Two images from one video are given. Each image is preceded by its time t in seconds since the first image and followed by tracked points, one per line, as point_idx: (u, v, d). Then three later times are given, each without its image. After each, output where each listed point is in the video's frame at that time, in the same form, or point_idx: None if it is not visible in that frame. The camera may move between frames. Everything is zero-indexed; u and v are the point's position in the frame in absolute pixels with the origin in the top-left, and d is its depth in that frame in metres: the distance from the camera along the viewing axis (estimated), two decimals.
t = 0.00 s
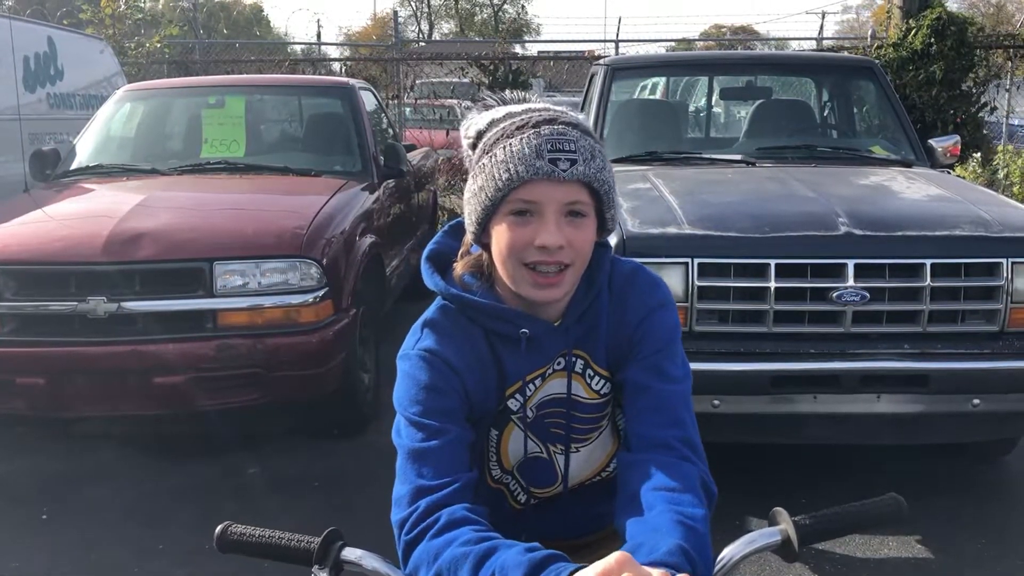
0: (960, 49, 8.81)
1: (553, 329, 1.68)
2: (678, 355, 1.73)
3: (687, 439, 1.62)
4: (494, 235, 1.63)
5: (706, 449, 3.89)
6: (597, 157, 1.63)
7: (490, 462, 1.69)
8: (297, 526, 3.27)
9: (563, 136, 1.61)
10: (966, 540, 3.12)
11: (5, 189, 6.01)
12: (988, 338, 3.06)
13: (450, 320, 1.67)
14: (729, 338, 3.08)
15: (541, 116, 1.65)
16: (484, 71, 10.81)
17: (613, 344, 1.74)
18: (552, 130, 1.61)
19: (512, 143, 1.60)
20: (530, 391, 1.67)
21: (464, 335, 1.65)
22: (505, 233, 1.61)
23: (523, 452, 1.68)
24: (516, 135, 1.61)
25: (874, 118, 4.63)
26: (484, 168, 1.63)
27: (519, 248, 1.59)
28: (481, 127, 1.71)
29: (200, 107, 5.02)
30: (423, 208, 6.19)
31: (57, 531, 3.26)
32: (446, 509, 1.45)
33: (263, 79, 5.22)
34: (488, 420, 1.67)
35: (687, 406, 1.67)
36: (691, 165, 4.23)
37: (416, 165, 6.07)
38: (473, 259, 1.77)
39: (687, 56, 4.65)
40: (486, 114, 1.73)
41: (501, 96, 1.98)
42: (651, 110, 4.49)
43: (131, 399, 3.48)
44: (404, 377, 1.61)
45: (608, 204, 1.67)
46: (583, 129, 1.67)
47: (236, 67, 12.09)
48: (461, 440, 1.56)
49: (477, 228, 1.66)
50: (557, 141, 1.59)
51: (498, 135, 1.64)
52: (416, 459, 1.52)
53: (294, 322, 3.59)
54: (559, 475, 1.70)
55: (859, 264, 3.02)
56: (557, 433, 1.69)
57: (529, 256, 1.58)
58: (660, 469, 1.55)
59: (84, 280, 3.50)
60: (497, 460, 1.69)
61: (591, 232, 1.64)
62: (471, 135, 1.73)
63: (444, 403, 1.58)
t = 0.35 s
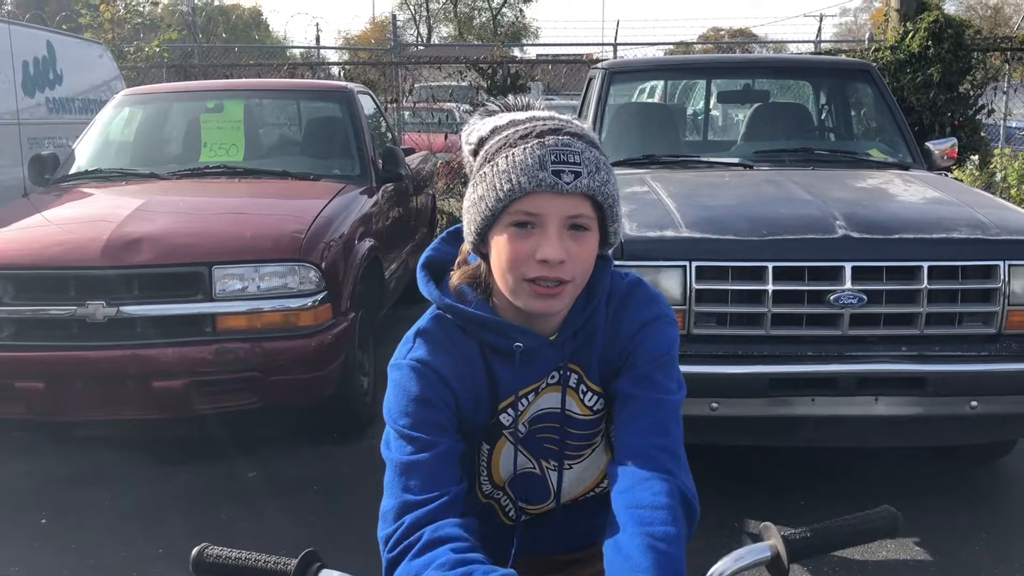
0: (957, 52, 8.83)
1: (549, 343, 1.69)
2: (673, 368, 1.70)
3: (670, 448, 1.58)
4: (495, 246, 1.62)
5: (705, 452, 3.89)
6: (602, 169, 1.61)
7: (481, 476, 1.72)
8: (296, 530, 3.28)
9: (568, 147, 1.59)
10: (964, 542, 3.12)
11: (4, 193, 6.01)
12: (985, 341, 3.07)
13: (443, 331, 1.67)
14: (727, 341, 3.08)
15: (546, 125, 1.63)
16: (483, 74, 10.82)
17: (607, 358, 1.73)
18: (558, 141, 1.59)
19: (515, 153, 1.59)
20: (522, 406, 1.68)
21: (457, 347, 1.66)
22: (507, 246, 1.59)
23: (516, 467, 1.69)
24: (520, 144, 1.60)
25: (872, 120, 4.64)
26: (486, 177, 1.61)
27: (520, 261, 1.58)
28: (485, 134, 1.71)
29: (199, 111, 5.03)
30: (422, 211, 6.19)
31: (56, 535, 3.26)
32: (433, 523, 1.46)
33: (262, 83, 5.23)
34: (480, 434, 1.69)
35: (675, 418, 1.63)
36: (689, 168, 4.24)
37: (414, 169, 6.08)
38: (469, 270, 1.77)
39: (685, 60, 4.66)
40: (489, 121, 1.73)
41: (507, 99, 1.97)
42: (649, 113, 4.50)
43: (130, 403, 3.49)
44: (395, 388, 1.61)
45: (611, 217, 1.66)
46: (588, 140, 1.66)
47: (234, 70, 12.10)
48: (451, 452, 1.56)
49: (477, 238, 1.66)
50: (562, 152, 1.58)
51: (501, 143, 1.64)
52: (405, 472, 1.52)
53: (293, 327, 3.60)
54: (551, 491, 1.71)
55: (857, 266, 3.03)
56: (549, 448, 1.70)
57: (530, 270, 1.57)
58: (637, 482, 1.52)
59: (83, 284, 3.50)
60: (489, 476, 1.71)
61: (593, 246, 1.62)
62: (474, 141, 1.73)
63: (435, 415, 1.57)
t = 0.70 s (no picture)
0: (958, 53, 8.84)
1: (541, 347, 1.67)
2: (666, 369, 1.69)
3: (658, 452, 1.57)
4: (486, 250, 1.61)
5: (706, 453, 3.89)
6: (595, 171, 1.61)
7: (475, 484, 1.71)
8: (298, 532, 3.27)
9: (560, 149, 1.59)
10: (966, 543, 3.12)
11: (6, 197, 6.02)
12: (986, 342, 3.07)
13: (432, 335, 1.67)
14: (729, 343, 3.08)
15: (537, 127, 1.63)
16: (484, 76, 10.83)
17: (599, 362, 1.73)
18: (549, 143, 1.60)
19: (507, 154, 1.59)
20: (513, 412, 1.67)
21: (447, 351, 1.65)
22: (498, 249, 1.58)
23: (510, 474, 1.69)
24: (511, 146, 1.60)
25: (873, 122, 4.63)
26: (477, 180, 1.61)
27: (511, 264, 1.56)
28: (475, 136, 1.70)
29: (201, 114, 5.04)
30: (423, 214, 6.19)
31: (57, 538, 3.26)
32: (438, 522, 1.46)
33: (263, 86, 5.24)
34: (473, 439, 1.68)
35: (664, 420, 1.62)
36: (691, 169, 4.24)
37: (415, 171, 6.08)
38: (459, 275, 1.76)
39: (686, 61, 4.66)
40: (479, 123, 1.72)
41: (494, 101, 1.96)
42: (650, 114, 4.50)
43: (131, 406, 3.49)
44: (386, 393, 1.61)
45: (604, 219, 1.65)
46: (582, 143, 1.66)
47: (236, 74, 12.12)
48: (449, 451, 1.56)
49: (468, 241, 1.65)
50: (554, 154, 1.58)
51: (491, 145, 1.64)
52: (404, 473, 1.52)
53: (293, 329, 3.59)
54: (546, 497, 1.70)
55: (859, 268, 3.02)
56: (544, 455, 1.70)
57: (522, 274, 1.56)
58: (622, 500, 1.48)
59: (84, 286, 3.51)
60: (483, 484, 1.70)
61: (586, 249, 1.61)
62: (463, 144, 1.72)
63: (430, 416, 1.58)
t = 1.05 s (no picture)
0: (960, 53, 8.83)
1: (547, 358, 1.66)
2: (684, 377, 1.65)
3: (689, 465, 1.55)
4: (484, 263, 1.61)
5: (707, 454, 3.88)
6: (591, 176, 1.59)
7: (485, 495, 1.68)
8: (299, 534, 3.27)
9: (555, 156, 1.58)
10: (967, 544, 3.11)
11: (8, 198, 6.03)
12: (987, 342, 3.06)
13: (441, 346, 1.66)
14: (730, 343, 3.07)
15: (531, 135, 1.62)
16: (485, 77, 10.83)
17: (609, 372, 1.71)
18: (543, 150, 1.58)
19: (500, 164, 1.58)
20: (522, 422, 1.65)
21: (458, 362, 1.64)
22: (495, 262, 1.58)
23: (520, 484, 1.67)
24: (504, 156, 1.59)
25: (874, 122, 4.62)
26: (472, 193, 1.61)
27: (510, 276, 1.56)
28: (470, 146, 1.70)
29: (202, 115, 5.04)
30: (424, 215, 6.19)
31: (58, 539, 3.26)
32: (464, 529, 1.45)
33: (263, 87, 5.24)
34: (485, 450, 1.67)
35: (691, 430, 1.60)
36: (691, 170, 4.24)
37: (416, 172, 6.08)
38: (462, 288, 1.75)
39: (687, 62, 4.66)
40: (473, 133, 1.72)
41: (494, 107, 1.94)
42: (651, 115, 4.50)
43: (132, 408, 3.49)
44: (399, 403, 1.60)
45: (604, 224, 1.64)
46: (578, 148, 1.64)
47: (237, 74, 12.13)
48: (467, 459, 1.55)
49: (466, 253, 1.65)
50: (548, 162, 1.56)
51: (485, 156, 1.63)
52: (424, 481, 1.51)
53: (294, 330, 3.60)
54: (557, 508, 1.68)
55: (859, 268, 3.02)
56: (554, 465, 1.67)
57: (521, 285, 1.56)
58: (660, 516, 1.48)
59: (84, 288, 3.51)
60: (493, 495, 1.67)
61: (586, 256, 1.60)
62: (459, 154, 1.72)
63: (446, 425, 1.56)
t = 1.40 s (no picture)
0: (957, 52, 8.82)
1: (573, 367, 1.64)
2: (715, 389, 1.64)
3: (715, 483, 1.54)
4: (501, 276, 1.60)
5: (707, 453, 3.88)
6: (608, 186, 1.56)
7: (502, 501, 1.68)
8: (297, 534, 3.27)
9: (569, 167, 1.55)
10: (966, 543, 3.11)
11: (6, 199, 6.03)
12: (986, 341, 3.06)
13: (468, 348, 1.65)
14: (729, 343, 3.07)
15: (546, 143, 1.59)
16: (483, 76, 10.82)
17: (636, 383, 1.68)
18: (557, 160, 1.56)
19: (513, 176, 1.56)
20: (545, 431, 1.64)
21: (484, 367, 1.63)
22: (510, 275, 1.57)
23: (539, 492, 1.66)
24: (518, 166, 1.57)
25: (873, 121, 4.62)
26: (487, 205, 1.60)
27: (525, 290, 1.55)
28: (487, 153, 1.67)
29: (200, 116, 5.03)
30: (423, 215, 6.19)
31: (57, 540, 3.26)
32: (470, 547, 1.46)
33: (262, 88, 5.23)
34: (505, 458, 1.66)
35: (719, 446, 1.58)
36: (690, 169, 4.23)
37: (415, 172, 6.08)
38: (485, 292, 1.74)
39: (685, 61, 4.66)
40: (491, 138, 1.69)
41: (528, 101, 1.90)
42: (649, 114, 4.50)
43: (131, 409, 3.48)
44: (422, 404, 1.60)
45: (624, 234, 1.61)
46: (597, 154, 1.60)
47: (235, 75, 12.13)
48: (484, 471, 1.55)
49: (484, 264, 1.64)
50: (562, 173, 1.54)
51: (501, 165, 1.61)
52: (435, 490, 1.51)
53: (293, 330, 3.59)
54: (574, 519, 1.67)
55: (857, 267, 3.02)
56: (574, 475, 1.66)
57: (536, 300, 1.55)
58: (678, 531, 1.48)
59: (82, 289, 3.50)
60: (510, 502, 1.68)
61: (604, 268, 1.58)
62: (478, 162, 1.69)
63: (466, 433, 1.56)
